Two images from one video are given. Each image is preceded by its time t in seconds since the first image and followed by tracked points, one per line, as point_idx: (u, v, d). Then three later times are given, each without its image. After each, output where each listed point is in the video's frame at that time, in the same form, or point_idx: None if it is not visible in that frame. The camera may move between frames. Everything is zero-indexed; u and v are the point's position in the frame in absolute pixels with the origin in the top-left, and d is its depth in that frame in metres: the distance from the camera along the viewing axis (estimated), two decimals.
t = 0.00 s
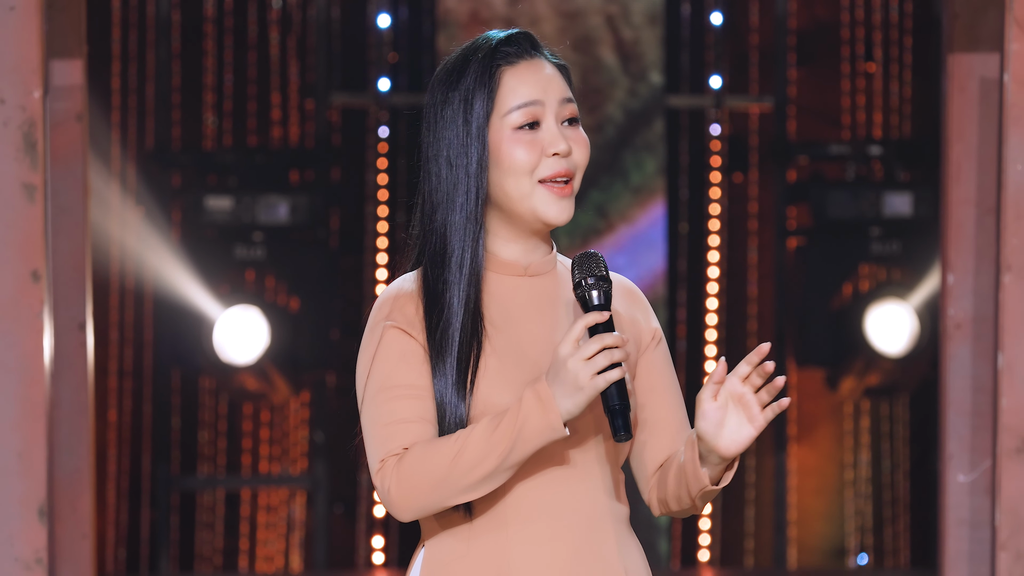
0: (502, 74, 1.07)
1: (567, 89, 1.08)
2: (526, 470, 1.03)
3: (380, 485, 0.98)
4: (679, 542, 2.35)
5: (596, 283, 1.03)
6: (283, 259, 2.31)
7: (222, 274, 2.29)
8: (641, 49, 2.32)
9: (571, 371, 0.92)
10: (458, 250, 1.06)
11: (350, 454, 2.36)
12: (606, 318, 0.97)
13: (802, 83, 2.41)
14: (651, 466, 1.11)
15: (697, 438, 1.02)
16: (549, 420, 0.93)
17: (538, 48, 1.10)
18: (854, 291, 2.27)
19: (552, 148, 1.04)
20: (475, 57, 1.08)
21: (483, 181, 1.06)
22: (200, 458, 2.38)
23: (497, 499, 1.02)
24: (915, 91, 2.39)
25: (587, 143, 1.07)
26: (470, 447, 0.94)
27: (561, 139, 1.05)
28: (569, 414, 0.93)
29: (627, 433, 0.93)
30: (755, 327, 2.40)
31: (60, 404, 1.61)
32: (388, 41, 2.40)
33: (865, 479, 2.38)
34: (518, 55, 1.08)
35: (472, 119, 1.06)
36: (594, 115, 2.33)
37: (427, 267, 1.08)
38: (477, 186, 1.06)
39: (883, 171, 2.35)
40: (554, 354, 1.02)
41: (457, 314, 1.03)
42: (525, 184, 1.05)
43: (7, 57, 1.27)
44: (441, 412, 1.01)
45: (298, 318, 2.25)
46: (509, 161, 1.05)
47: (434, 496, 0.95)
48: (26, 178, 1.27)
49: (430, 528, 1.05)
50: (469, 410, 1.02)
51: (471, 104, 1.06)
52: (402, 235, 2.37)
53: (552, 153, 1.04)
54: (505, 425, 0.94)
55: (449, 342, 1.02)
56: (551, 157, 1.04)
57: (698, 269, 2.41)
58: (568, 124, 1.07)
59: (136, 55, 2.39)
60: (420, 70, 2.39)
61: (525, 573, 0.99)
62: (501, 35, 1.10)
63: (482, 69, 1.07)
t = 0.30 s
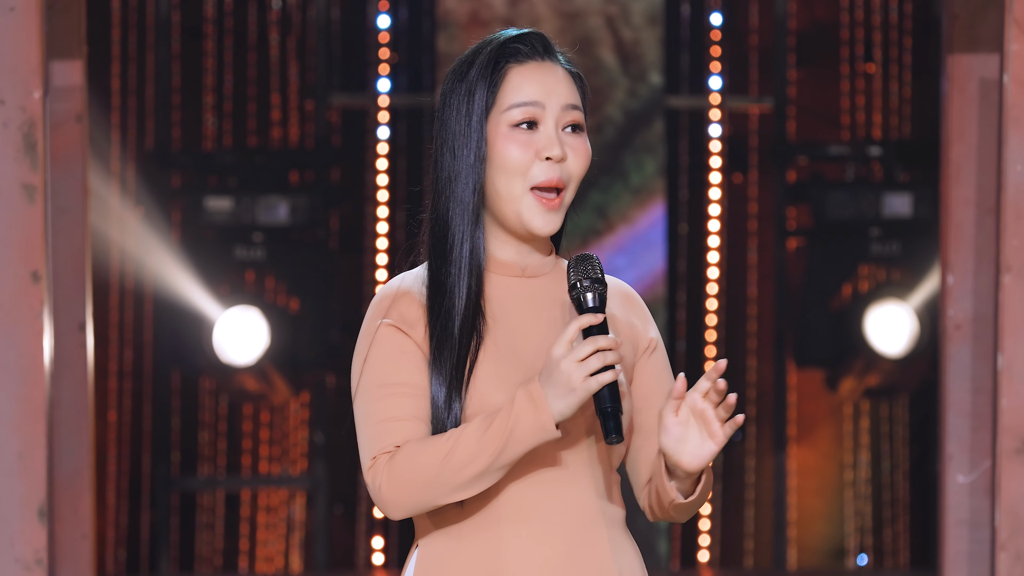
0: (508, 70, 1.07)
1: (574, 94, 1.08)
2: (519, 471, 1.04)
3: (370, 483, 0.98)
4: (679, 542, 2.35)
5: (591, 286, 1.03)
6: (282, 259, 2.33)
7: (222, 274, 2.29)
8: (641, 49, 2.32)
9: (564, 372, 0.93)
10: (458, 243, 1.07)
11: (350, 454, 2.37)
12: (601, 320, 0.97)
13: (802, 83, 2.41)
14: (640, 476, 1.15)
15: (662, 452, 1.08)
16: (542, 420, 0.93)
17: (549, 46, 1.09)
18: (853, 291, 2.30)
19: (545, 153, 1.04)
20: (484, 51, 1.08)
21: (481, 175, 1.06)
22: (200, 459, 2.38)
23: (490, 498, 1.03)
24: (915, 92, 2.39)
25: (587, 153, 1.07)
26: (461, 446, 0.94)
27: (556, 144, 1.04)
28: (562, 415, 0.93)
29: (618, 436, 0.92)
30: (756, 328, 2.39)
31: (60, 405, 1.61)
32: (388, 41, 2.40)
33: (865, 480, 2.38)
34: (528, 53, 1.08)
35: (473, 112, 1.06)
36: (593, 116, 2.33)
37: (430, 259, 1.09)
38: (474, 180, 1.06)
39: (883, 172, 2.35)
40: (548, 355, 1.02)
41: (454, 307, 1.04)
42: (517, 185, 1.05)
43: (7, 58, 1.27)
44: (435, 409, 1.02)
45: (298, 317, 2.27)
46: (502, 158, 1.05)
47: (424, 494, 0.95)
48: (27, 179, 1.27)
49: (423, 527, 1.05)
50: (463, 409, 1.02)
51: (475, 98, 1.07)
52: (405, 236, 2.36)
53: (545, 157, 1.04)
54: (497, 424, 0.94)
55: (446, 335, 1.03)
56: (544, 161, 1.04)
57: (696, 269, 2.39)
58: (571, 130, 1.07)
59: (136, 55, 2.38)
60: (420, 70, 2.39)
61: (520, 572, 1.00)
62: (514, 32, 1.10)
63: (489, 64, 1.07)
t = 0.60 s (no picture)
0: (505, 73, 1.06)
1: (569, 97, 1.07)
2: (510, 473, 1.02)
3: (361, 485, 0.97)
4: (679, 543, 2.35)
5: (581, 288, 1.01)
6: (282, 260, 2.31)
7: (222, 275, 2.29)
8: (641, 50, 2.32)
9: (553, 375, 0.92)
10: (454, 246, 1.06)
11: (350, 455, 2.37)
12: (590, 322, 0.95)
13: (802, 84, 2.41)
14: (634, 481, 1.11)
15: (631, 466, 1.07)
16: (530, 423, 0.92)
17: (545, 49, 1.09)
18: (853, 292, 2.28)
19: (541, 156, 1.03)
20: (480, 53, 1.07)
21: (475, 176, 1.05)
22: (200, 460, 2.38)
23: (481, 501, 1.02)
24: (915, 93, 2.39)
25: (581, 156, 1.06)
26: (451, 449, 0.93)
27: (552, 147, 1.03)
28: (551, 417, 0.92)
29: (606, 438, 0.91)
30: (755, 329, 2.40)
31: (60, 405, 1.61)
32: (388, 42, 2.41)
33: (865, 481, 2.38)
34: (524, 56, 1.07)
35: (469, 115, 1.05)
36: (593, 117, 2.33)
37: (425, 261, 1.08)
38: (468, 181, 1.06)
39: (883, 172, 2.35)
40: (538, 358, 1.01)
41: (449, 311, 1.03)
42: (513, 188, 1.04)
43: (7, 59, 1.27)
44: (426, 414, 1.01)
45: (298, 319, 2.25)
46: (498, 161, 1.04)
47: (414, 496, 0.94)
48: (26, 180, 1.27)
49: (418, 531, 1.05)
50: (456, 414, 1.01)
51: (471, 101, 1.06)
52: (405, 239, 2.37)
53: (541, 161, 1.03)
54: (486, 428, 0.93)
55: (441, 339, 1.02)
56: (540, 165, 1.03)
57: (696, 271, 2.39)
58: (565, 134, 1.06)
59: (135, 56, 2.39)
60: (419, 71, 2.39)
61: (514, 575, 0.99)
62: (510, 35, 1.09)
63: (485, 67, 1.06)
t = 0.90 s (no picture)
0: (503, 74, 1.05)
1: (566, 96, 1.07)
2: (507, 473, 1.00)
3: (357, 486, 0.97)
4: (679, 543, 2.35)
5: (579, 288, 0.99)
6: (282, 260, 2.30)
7: (223, 275, 2.29)
8: (641, 51, 2.32)
9: (549, 375, 0.91)
10: (452, 248, 1.05)
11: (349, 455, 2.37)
12: (588, 323, 0.94)
13: (802, 85, 2.41)
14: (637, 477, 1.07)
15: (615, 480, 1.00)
16: (526, 424, 0.92)
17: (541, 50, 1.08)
18: (853, 293, 2.25)
19: (543, 155, 1.02)
20: (477, 54, 1.06)
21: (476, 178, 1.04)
22: (200, 460, 2.38)
23: (480, 501, 1.00)
24: (915, 93, 2.38)
25: (580, 154, 1.05)
26: (446, 450, 0.93)
27: (553, 146, 1.03)
28: (547, 418, 0.92)
29: (602, 439, 0.88)
30: (756, 329, 2.40)
31: (60, 406, 1.62)
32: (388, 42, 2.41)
33: (865, 481, 2.38)
34: (521, 56, 1.06)
35: (468, 116, 1.04)
36: (593, 117, 2.33)
37: (422, 264, 1.07)
38: (469, 183, 1.04)
39: (883, 173, 2.35)
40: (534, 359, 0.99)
41: (447, 313, 1.02)
42: (514, 188, 1.03)
43: (7, 59, 1.27)
44: (422, 420, 1.00)
45: (299, 319, 2.24)
46: (499, 162, 1.03)
47: (409, 498, 0.94)
48: (27, 180, 1.27)
49: (416, 531, 1.03)
50: (454, 418, 1.00)
51: (469, 102, 1.05)
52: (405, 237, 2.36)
53: (542, 160, 1.02)
54: (482, 429, 0.93)
55: (440, 342, 1.01)
56: (541, 163, 1.03)
57: (698, 272, 2.41)
58: (563, 133, 1.06)
59: (136, 57, 2.40)
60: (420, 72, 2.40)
61: None
62: (506, 36, 1.08)
63: (483, 68, 1.05)
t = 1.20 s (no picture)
0: (508, 73, 1.05)
1: (570, 97, 1.07)
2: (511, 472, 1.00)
3: (357, 483, 0.96)
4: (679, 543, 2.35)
5: (582, 288, 0.99)
6: (282, 261, 2.29)
7: (223, 275, 2.27)
8: (641, 51, 2.32)
9: (551, 373, 0.91)
10: (457, 248, 1.04)
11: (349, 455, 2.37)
12: (592, 322, 0.94)
13: (802, 85, 2.41)
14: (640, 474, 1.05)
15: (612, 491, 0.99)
16: (527, 422, 0.91)
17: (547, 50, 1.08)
18: (853, 293, 2.23)
19: (548, 154, 1.02)
20: (482, 54, 1.06)
21: (481, 177, 1.04)
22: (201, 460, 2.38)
23: (482, 501, 0.99)
24: (915, 94, 2.38)
25: (584, 154, 1.05)
26: (446, 447, 0.93)
27: (559, 145, 1.03)
28: (548, 417, 0.91)
29: (603, 437, 0.88)
30: (756, 328, 2.41)
31: (60, 406, 1.62)
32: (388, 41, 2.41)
33: (866, 481, 2.37)
34: (526, 56, 1.06)
35: (474, 115, 1.04)
36: (594, 117, 2.33)
37: (425, 264, 1.06)
38: (474, 183, 1.04)
39: (884, 173, 2.34)
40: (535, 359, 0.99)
41: (452, 314, 1.01)
42: (518, 188, 1.03)
43: (7, 60, 1.27)
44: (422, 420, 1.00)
45: (300, 318, 2.24)
46: (504, 161, 1.03)
47: (408, 495, 0.93)
48: (27, 180, 1.27)
49: (417, 529, 1.02)
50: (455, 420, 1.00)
51: (476, 101, 1.04)
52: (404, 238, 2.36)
53: (548, 159, 1.02)
54: (482, 427, 0.92)
55: (444, 341, 1.01)
56: (547, 163, 1.03)
57: (699, 273, 2.42)
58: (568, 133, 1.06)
59: (136, 57, 2.40)
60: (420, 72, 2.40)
61: None
62: (510, 36, 1.08)
63: (488, 67, 1.05)
